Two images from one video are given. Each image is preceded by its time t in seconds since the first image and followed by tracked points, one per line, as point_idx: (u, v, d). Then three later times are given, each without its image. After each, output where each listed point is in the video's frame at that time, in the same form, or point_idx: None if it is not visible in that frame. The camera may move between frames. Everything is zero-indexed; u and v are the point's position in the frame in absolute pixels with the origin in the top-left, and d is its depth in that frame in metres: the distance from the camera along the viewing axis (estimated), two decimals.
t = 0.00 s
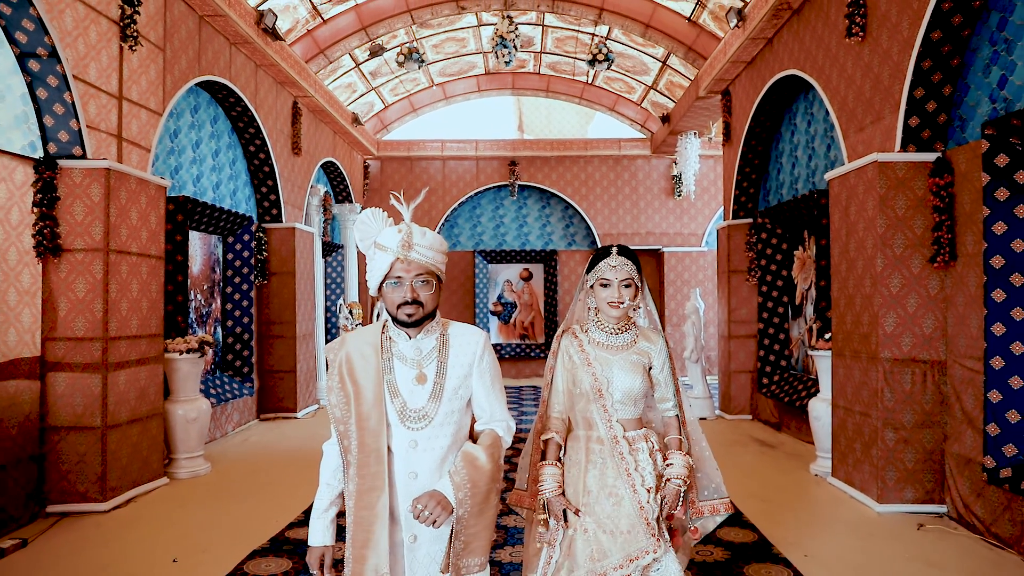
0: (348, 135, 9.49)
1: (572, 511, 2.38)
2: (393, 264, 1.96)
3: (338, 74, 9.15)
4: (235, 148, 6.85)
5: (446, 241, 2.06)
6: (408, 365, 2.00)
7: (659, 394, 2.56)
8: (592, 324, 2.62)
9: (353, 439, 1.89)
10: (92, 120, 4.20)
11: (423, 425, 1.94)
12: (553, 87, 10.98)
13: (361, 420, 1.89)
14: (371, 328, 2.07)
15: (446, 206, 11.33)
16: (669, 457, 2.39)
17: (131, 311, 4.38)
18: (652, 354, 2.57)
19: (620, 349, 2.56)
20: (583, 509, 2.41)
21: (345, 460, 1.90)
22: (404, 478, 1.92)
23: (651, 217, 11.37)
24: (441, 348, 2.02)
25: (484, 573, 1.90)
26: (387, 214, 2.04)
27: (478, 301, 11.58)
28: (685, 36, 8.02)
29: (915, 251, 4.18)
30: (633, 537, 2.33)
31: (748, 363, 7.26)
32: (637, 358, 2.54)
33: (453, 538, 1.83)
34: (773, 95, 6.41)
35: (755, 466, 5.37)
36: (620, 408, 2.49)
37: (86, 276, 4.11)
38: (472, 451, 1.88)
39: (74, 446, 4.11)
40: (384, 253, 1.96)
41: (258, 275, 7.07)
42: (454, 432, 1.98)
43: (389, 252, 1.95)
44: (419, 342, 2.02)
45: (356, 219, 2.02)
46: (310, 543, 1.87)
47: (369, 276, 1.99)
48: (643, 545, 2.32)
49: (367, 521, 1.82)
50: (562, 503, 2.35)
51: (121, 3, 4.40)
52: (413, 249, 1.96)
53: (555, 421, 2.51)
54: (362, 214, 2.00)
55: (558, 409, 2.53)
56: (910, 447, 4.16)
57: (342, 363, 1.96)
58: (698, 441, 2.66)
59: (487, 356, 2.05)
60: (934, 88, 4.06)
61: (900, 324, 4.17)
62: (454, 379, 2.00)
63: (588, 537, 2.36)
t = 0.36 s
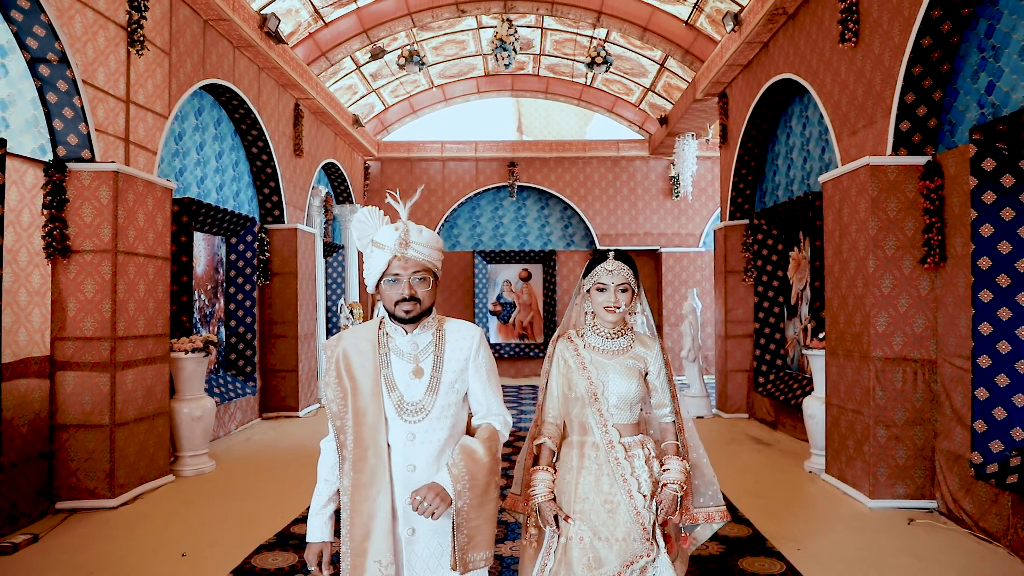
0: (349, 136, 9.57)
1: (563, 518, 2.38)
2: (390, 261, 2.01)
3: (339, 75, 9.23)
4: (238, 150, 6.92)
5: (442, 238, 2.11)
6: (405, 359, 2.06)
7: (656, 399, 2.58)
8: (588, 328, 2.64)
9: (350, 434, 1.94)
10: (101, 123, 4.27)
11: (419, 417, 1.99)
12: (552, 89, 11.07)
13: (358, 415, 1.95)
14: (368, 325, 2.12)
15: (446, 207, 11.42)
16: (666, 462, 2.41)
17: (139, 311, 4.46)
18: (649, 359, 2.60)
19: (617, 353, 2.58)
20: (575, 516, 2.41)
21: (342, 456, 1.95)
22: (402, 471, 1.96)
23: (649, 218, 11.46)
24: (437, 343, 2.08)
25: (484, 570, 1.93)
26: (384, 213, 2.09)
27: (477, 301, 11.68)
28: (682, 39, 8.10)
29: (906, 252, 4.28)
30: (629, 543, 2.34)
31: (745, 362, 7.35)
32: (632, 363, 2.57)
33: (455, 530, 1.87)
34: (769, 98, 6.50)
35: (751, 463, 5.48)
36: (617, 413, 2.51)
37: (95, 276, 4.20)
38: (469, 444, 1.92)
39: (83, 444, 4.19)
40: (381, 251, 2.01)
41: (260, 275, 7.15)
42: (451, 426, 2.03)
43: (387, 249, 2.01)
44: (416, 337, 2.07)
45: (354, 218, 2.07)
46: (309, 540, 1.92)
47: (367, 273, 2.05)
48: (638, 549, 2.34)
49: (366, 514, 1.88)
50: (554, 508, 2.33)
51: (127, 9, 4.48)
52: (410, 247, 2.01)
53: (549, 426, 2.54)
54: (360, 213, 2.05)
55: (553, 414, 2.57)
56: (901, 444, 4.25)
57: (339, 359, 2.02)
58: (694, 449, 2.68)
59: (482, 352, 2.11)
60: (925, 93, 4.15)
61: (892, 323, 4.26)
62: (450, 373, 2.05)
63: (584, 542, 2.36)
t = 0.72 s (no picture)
0: (346, 137, 9.66)
1: (551, 522, 2.32)
2: (385, 259, 1.98)
3: (336, 78, 9.32)
4: (236, 151, 6.99)
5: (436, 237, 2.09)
6: (400, 356, 2.01)
7: (646, 402, 2.51)
8: (580, 329, 2.57)
9: (345, 431, 1.90)
10: (104, 127, 4.34)
11: (414, 413, 1.96)
12: (547, 91, 11.17)
13: (353, 412, 1.91)
14: (362, 323, 2.09)
15: (441, 207, 11.52)
16: (656, 466, 2.33)
17: (141, 311, 4.54)
18: (640, 361, 2.53)
19: (609, 355, 2.51)
20: (564, 519, 2.35)
21: (336, 454, 1.91)
22: (398, 467, 1.93)
23: (642, 219, 11.58)
24: (432, 340, 2.04)
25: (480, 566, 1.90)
26: (379, 211, 2.06)
27: (472, 301, 11.80)
28: (675, 42, 8.22)
29: (892, 254, 4.40)
30: (619, 546, 2.29)
31: (736, 361, 7.48)
32: (625, 364, 2.50)
33: (455, 524, 1.84)
34: (760, 101, 6.63)
35: (741, 460, 5.61)
36: (608, 414, 2.44)
37: (99, 277, 4.27)
38: (464, 438, 1.90)
39: (86, 441, 4.26)
40: (377, 249, 1.98)
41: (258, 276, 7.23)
42: (445, 422, 2.01)
43: (383, 247, 1.98)
44: (410, 335, 2.03)
45: (350, 215, 2.04)
46: (304, 538, 1.88)
47: (362, 270, 2.02)
48: (629, 554, 2.28)
49: (363, 511, 1.85)
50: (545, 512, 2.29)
51: (130, 14, 4.55)
52: (406, 245, 1.99)
53: (540, 428, 2.45)
54: (356, 212, 2.02)
55: (543, 416, 2.48)
56: (886, 440, 4.38)
57: (334, 357, 1.98)
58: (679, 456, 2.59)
59: (474, 350, 2.08)
60: (909, 99, 4.28)
61: (877, 323, 4.39)
62: (445, 369, 2.02)
63: (575, 543, 2.30)
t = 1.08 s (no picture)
0: (343, 139, 9.73)
1: (552, 520, 2.35)
2: (390, 262, 1.97)
3: (333, 80, 9.39)
4: (235, 153, 7.05)
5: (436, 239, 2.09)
6: (398, 357, 2.01)
7: (641, 398, 2.55)
8: (577, 325, 2.60)
9: (345, 431, 1.91)
10: (108, 130, 4.41)
11: (413, 413, 1.96)
12: (542, 93, 11.24)
13: (352, 411, 1.92)
14: (360, 325, 2.08)
15: (437, 208, 11.60)
16: (651, 458, 2.37)
17: (144, 311, 4.62)
18: (636, 356, 2.57)
19: (606, 350, 2.55)
20: (564, 519, 2.38)
21: (336, 453, 1.91)
22: (397, 465, 1.93)
23: (636, 220, 11.69)
24: (430, 341, 2.05)
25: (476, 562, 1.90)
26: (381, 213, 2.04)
27: (468, 301, 11.84)
28: (669, 46, 8.31)
29: (880, 255, 4.51)
30: (616, 541, 2.32)
31: (729, 360, 7.58)
32: (621, 360, 2.54)
33: (452, 521, 1.85)
34: (752, 105, 6.73)
35: (733, 457, 5.73)
36: (607, 410, 2.47)
37: (102, 278, 4.34)
38: (461, 436, 1.90)
39: (90, 439, 4.33)
40: (381, 251, 1.96)
41: (257, 276, 7.30)
42: (443, 421, 2.01)
43: (386, 249, 1.96)
44: (408, 335, 2.03)
45: (352, 217, 2.01)
46: (307, 536, 1.88)
47: (364, 271, 1.99)
48: (627, 550, 2.31)
49: (363, 509, 1.85)
50: (545, 509, 2.31)
51: (133, 18, 4.60)
52: (410, 247, 1.98)
53: (538, 423, 2.48)
54: (359, 212, 1.99)
55: (542, 412, 2.50)
56: (874, 437, 4.49)
57: (333, 358, 1.98)
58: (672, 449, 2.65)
59: (472, 349, 2.09)
60: (897, 104, 4.38)
61: (866, 322, 4.49)
62: (442, 369, 2.03)
63: (574, 543, 2.34)
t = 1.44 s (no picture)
0: (341, 140, 9.79)
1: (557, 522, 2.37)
2: (405, 264, 1.91)
3: (332, 81, 9.46)
4: (236, 155, 7.12)
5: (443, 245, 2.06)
6: (402, 359, 1.99)
7: (641, 399, 2.57)
8: (578, 326, 2.62)
9: (350, 432, 1.90)
10: (113, 133, 4.48)
11: (418, 414, 1.94)
12: (540, 94, 11.34)
13: (357, 413, 1.90)
14: (363, 328, 2.04)
15: (435, 209, 11.68)
16: (654, 457, 2.39)
17: (149, 312, 4.69)
18: (637, 357, 2.59)
19: (607, 350, 2.56)
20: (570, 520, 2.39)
21: (342, 454, 1.90)
22: (402, 466, 1.91)
23: (633, 220, 11.78)
24: (433, 343, 2.03)
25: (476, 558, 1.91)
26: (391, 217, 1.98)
27: (466, 301, 11.92)
28: (665, 48, 8.40)
29: (871, 256, 4.61)
30: (619, 543, 2.33)
31: (725, 359, 7.67)
32: (622, 360, 2.56)
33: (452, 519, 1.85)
34: (747, 108, 6.82)
35: (728, 454, 5.83)
36: (608, 410, 2.49)
37: (108, 279, 4.41)
38: (464, 436, 1.91)
39: (96, 437, 4.40)
40: (397, 255, 1.90)
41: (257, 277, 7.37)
42: (447, 422, 1.99)
43: (401, 253, 1.90)
44: (412, 338, 2.01)
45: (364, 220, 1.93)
46: (315, 540, 1.87)
47: (375, 275, 1.92)
48: (630, 551, 2.31)
49: (369, 511, 1.85)
50: (550, 512, 2.30)
51: (137, 23, 4.66)
52: (424, 251, 1.94)
53: (540, 424, 2.48)
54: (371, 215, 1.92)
55: (544, 413, 2.51)
56: (866, 434, 4.58)
57: (335, 361, 1.95)
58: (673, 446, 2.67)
59: (473, 351, 2.08)
60: (887, 108, 4.48)
61: (858, 322, 4.59)
62: (445, 371, 2.01)
63: (580, 544, 2.35)
